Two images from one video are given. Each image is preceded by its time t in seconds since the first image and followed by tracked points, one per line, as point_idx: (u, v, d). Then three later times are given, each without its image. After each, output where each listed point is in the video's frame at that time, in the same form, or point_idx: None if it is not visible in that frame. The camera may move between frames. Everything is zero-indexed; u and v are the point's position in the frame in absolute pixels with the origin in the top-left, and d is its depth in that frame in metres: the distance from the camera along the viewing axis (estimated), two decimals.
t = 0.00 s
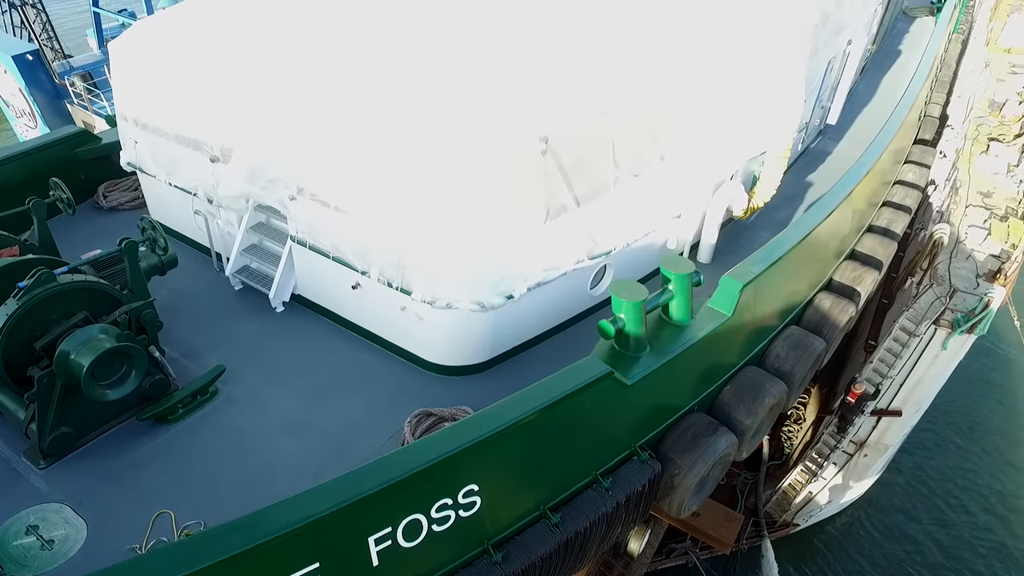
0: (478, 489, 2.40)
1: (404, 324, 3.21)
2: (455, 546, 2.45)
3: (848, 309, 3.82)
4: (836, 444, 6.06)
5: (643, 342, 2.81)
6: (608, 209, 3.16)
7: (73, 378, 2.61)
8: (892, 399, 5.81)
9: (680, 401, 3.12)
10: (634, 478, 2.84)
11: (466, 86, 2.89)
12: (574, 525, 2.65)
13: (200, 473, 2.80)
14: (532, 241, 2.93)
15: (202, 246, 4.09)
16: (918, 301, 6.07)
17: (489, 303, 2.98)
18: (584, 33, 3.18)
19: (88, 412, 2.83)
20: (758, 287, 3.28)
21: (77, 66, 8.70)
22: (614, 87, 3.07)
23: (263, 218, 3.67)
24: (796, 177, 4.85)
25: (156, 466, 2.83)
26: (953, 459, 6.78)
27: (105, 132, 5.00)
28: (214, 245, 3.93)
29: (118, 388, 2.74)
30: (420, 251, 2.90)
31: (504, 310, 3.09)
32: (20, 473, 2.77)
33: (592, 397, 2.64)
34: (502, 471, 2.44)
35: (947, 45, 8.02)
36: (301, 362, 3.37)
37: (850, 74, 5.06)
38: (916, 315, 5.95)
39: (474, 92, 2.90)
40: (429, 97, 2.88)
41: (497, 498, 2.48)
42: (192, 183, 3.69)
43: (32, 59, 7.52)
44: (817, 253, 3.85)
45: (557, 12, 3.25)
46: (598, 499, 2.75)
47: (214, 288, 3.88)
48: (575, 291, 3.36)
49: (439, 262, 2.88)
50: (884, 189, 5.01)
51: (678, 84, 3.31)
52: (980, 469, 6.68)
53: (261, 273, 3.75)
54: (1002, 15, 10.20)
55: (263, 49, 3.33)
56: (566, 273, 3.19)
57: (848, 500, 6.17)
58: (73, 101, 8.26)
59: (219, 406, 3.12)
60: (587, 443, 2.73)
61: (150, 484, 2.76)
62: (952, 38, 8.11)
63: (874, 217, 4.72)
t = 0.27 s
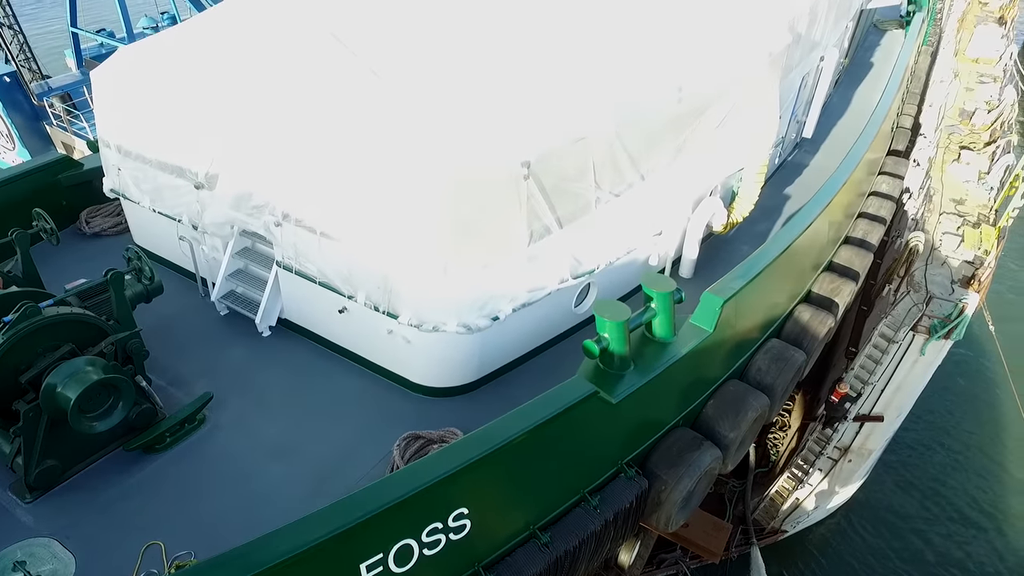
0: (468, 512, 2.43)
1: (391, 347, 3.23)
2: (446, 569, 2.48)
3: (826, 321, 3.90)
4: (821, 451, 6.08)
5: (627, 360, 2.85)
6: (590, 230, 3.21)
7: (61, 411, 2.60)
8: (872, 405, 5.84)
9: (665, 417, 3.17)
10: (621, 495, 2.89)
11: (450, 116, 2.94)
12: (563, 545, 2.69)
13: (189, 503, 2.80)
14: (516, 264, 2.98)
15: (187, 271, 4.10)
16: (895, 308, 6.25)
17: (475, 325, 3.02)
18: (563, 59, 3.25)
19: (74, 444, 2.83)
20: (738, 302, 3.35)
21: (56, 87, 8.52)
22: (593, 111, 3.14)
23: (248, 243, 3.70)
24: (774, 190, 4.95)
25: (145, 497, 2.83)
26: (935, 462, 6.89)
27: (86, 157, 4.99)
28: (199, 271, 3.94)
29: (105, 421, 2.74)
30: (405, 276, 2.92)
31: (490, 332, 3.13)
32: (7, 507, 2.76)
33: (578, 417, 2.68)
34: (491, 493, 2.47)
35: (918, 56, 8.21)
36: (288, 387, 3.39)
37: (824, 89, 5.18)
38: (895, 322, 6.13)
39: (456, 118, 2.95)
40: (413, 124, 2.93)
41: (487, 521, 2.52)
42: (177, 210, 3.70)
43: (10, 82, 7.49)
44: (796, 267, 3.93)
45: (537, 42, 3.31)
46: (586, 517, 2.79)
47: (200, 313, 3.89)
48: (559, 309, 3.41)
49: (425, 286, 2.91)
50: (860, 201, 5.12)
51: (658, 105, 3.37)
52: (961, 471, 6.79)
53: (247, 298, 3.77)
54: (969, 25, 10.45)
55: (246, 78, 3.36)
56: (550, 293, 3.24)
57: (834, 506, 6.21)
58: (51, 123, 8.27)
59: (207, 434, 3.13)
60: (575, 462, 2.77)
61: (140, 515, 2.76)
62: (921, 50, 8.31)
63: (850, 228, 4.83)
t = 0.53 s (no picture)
0: (458, 535, 2.46)
1: (380, 369, 3.26)
2: None
3: (807, 333, 3.98)
4: (807, 457, 6.12)
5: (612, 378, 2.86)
6: (575, 250, 3.27)
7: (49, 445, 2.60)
8: (855, 412, 5.90)
9: (652, 433, 3.23)
10: (610, 512, 2.93)
11: (434, 143, 2.98)
12: (553, 563, 2.73)
13: (180, 533, 2.81)
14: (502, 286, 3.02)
15: (174, 296, 4.10)
16: (875, 315, 6.15)
17: (462, 347, 3.05)
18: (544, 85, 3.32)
19: (62, 476, 2.82)
20: (720, 318, 3.41)
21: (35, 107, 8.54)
22: (575, 135, 3.20)
23: (234, 268, 3.70)
24: (754, 204, 5.04)
25: (135, 528, 2.83)
26: (919, 466, 6.99)
27: (68, 182, 4.97)
28: (185, 296, 3.95)
29: (94, 452, 2.75)
30: (393, 301, 2.95)
31: (478, 353, 3.17)
32: None
33: (566, 437, 2.73)
34: (481, 515, 2.51)
35: (890, 67, 8.39)
36: (278, 412, 3.40)
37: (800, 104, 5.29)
38: (875, 329, 6.02)
39: (440, 144, 2.99)
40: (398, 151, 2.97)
41: (477, 542, 2.55)
42: (163, 236, 3.72)
43: None
44: (776, 280, 4.01)
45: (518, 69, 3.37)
46: (576, 535, 2.84)
47: (187, 338, 3.89)
48: (545, 328, 3.45)
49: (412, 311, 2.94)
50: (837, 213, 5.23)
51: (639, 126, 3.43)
52: (945, 475, 6.89)
53: (234, 322, 3.78)
54: (939, 35, 10.69)
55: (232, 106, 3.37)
56: (536, 314, 3.28)
57: (822, 511, 6.27)
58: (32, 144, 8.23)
59: (197, 461, 3.13)
60: (563, 481, 2.82)
61: (130, 546, 2.76)
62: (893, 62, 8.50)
63: (828, 240, 4.96)
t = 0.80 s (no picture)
0: (451, 559, 2.49)
1: (371, 392, 3.29)
2: None
3: (791, 347, 4.05)
4: (795, 466, 6.12)
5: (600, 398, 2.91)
6: (562, 271, 3.32)
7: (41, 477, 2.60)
8: (841, 419, 5.92)
9: (641, 451, 3.27)
10: (600, 531, 2.97)
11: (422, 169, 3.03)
12: None
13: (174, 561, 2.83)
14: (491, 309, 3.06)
15: (163, 321, 4.11)
16: (859, 324, 6.26)
17: (453, 369, 3.09)
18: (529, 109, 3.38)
19: (54, 507, 2.82)
20: (706, 334, 3.47)
21: (19, 128, 8.51)
22: (560, 158, 3.26)
23: (224, 292, 3.73)
24: (737, 218, 5.12)
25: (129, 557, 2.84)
26: (906, 472, 7.07)
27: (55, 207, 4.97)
28: (175, 320, 3.96)
29: (86, 483, 2.75)
30: (382, 326, 2.98)
31: (468, 374, 3.21)
32: None
33: (556, 458, 2.77)
34: (473, 538, 2.54)
35: (868, 80, 8.54)
36: (270, 436, 3.42)
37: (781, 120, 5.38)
38: (859, 339, 6.16)
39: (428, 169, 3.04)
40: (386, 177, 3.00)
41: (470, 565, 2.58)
42: (153, 261, 3.73)
43: None
44: (760, 295, 4.08)
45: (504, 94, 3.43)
46: (567, 554, 2.87)
47: (177, 363, 3.90)
48: (534, 347, 3.50)
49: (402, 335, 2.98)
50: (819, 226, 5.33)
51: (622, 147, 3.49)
52: (931, 480, 6.98)
53: (224, 347, 3.79)
54: (916, 48, 10.90)
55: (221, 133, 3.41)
56: (525, 334, 3.33)
57: (811, 519, 6.31)
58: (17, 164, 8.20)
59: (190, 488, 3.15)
60: (554, 501, 2.85)
61: None
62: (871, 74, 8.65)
63: (811, 253, 5.05)
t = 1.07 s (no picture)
0: None
1: (363, 416, 3.32)
2: None
3: (776, 361, 4.13)
4: (784, 475, 6.16)
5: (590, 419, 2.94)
6: (550, 293, 3.37)
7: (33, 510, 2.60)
8: (829, 428, 5.95)
9: (630, 469, 3.32)
10: (592, 550, 3.01)
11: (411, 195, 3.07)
12: None
13: None
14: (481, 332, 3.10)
15: (153, 346, 4.11)
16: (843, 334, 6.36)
17: (444, 392, 3.13)
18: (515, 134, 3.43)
19: (46, 540, 2.82)
20: (693, 352, 3.52)
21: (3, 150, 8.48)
22: (546, 182, 3.32)
23: (214, 317, 3.71)
24: (721, 234, 5.20)
25: None
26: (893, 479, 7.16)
27: (42, 232, 4.97)
28: (165, 345, 3.96)
29: (79, 515, 2.77)
30: (374, 352, 3.02)
31: (459, 396, 3.24)
32: None
33: (547, 479, 2.80)
34: (467, 562, 2.57)
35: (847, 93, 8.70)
36: (262, 462, 3.43)
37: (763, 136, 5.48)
38: (843, 348, 6.26)
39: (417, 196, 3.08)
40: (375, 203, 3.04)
41: None
42: (143, 288, 3.75)
43: None
44: (745, 311, 4.14)
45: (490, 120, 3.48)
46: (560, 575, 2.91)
47: (168, 388, 3.90)
48: (524, 367, 3.54)
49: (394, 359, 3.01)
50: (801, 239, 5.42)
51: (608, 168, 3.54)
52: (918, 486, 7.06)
53: (215, 372, 3.80)
54: (892, 60, 11.11)
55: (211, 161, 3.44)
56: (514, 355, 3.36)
57: (800, 528, 6.27)
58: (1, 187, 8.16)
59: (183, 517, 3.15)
60: (546, 523, 2.89)
61: None
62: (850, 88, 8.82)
63: (794, 267, 5.15)
